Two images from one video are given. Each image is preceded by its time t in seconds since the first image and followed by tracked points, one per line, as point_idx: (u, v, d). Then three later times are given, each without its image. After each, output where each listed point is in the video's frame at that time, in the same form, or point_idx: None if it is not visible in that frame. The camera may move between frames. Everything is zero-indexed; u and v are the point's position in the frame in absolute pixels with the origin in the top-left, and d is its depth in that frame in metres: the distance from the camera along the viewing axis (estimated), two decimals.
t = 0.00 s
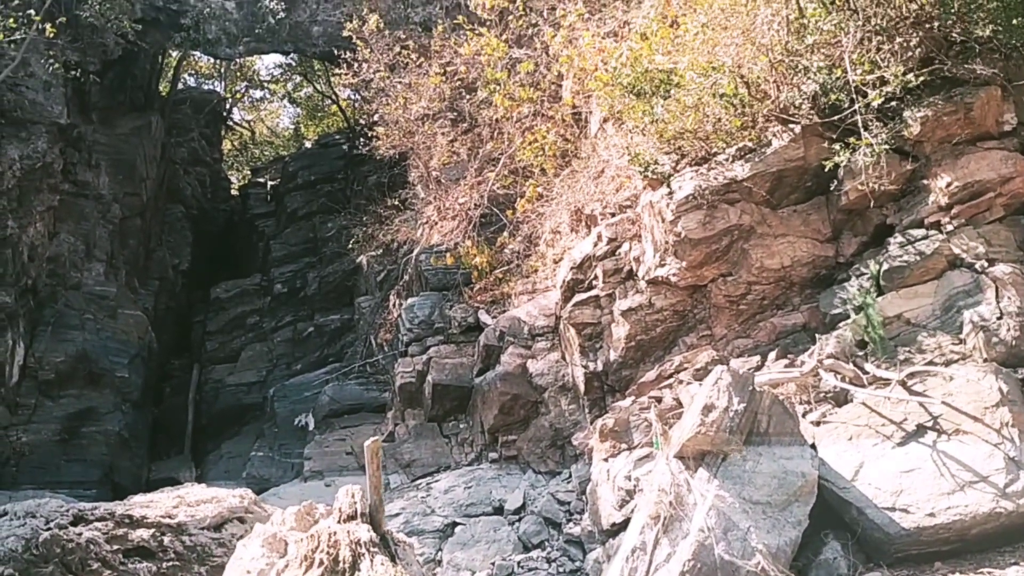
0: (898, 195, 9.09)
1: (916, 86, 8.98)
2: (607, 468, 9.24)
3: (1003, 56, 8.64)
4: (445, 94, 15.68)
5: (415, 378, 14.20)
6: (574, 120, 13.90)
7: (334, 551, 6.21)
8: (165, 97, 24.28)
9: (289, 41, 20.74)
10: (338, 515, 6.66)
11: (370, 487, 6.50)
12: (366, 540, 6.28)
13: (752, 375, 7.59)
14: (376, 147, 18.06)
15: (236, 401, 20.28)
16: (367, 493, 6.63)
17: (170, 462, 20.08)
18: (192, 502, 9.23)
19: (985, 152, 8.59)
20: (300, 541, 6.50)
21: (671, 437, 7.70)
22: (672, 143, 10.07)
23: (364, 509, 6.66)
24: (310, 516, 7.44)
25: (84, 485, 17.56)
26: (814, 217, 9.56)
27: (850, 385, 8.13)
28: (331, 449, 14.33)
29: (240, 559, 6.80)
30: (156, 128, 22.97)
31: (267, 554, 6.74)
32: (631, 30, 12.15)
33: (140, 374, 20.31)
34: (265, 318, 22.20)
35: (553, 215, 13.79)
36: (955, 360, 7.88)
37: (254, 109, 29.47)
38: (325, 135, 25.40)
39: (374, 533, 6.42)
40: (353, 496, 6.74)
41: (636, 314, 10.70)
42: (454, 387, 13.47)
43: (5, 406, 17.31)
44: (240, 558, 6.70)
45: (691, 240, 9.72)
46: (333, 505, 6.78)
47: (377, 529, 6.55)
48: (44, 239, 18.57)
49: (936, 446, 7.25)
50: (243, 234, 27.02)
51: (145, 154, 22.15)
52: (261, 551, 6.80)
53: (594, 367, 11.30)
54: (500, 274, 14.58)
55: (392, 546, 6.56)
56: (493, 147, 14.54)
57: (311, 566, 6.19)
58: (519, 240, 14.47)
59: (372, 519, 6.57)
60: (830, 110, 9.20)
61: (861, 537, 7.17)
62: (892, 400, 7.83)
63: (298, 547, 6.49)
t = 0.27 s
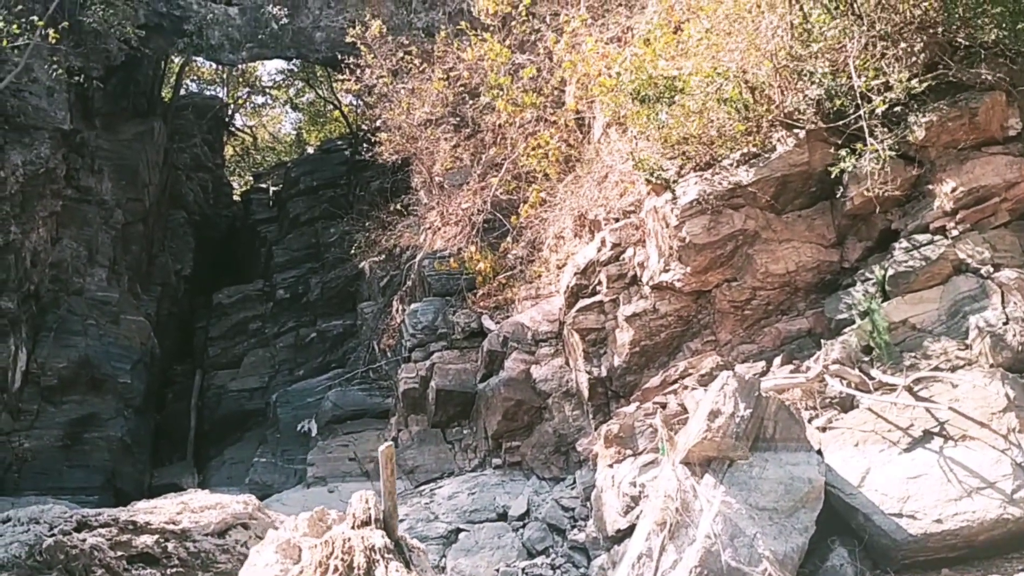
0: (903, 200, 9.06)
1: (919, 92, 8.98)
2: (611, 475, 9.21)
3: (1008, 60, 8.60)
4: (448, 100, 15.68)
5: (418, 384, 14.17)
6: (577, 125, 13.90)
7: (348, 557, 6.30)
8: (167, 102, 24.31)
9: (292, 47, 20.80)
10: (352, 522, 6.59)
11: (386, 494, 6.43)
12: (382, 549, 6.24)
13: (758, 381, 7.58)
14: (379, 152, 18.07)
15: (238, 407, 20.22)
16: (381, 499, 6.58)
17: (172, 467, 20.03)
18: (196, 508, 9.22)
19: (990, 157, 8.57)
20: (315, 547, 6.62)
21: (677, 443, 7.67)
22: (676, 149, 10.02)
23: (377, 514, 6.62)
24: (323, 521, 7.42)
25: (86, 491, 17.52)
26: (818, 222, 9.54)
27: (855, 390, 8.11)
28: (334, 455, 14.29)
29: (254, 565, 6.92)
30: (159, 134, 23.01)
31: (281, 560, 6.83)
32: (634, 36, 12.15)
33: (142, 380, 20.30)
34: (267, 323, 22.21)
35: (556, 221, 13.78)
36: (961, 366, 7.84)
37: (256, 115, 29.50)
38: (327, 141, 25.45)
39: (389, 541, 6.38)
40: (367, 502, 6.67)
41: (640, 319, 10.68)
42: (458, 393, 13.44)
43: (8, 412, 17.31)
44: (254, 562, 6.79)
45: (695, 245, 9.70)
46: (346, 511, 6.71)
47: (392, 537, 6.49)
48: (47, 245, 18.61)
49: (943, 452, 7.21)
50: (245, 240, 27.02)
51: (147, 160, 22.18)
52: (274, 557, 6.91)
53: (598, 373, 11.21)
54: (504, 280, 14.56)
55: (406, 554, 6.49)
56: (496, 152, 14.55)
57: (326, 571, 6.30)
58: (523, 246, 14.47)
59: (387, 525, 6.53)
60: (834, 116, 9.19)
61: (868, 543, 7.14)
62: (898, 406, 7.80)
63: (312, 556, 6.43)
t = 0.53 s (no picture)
0: (909, 203, 9.04)
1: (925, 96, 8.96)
2: (617, 479, 9.20)
3: (1013, 63, 8.54)
4: (451, 103, 15.67)
5: (423, 387, 14.16)
6: (581, 128, 13.91)
7: (364, 561, 6.34)
8: (171, 106, 24.34)
9: (296, 51, 20.80)
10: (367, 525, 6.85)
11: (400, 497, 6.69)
12: (397, 550, 6.41)
13: (765, 385, 7.52)
14: (383, 156, 18.06)
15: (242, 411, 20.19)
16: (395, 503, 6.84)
17: (175, 472, 20.00)
18: (200, 512, 9.19)
19: (996, 160, 8.54)
20: (330, 551, 6.66)
21: (683, 447, 7.65)
22: (681, 152, 10.00)
23: (390, 520, 6.87)
24: (335, 526, 7.53)
25: (90, 495, 17.50)
26: (824, 225, 9.53)
27: (862, 394, 8.10)
28: (338, 459, 14.28)
29: (268, 569, 6.96)
30: (163, 138, 23.05)
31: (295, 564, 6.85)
32: (638, 39, 12.14)
33: (146, 384, 20.30)
34: (270, 327, 22.21)
35: (561, 224, 13.77)
36: (968, 369, 7.80)
37: (259, 118, 29.53)
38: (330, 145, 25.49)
39: (403, 543, 6.56)
40: (381, 507, 6.94)
41: (645, 322, 10.66)
42: (462, 397, 13.42)
43: (12, 416, 17.31)
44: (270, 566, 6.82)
45: (701, 248, 9.68)
46: (361, 516, 6.97)
47: (406, 539, 6.76)
48: (51, 249, 18.65)
49: (950, 456, 7.17)
50: (249, 244, 27.04)
51: (151, 164, 22.20)
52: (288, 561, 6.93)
53: (603, 377, 11.26)
54: (508, 283, 14.55)
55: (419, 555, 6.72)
56: (500, 155, 14.54)
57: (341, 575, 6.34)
58: (527, 249, 14.46)
59: (401, 529, 6.80)
60: (839, 118, 9.13)
61: (875, 547, 7.12)
62: (905, 409, 7.78)
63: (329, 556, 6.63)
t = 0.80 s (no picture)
0: (916, 213, 9.02)
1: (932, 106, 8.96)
2: (624, 489, 9.17)
3: (1020, 73, 8.53)
4: (456, 113, 15.69)
5: (428, 397, 14.15)
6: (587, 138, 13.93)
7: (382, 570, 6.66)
8: (177, 116, 24.45)
9: (302, 61, 20.84)
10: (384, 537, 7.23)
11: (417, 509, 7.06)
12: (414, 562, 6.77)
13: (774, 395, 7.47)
14: (388, 166, 18.12)
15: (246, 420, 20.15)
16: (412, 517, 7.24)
17: (180, 481, 19.98)
18: (206, 522, 9.18)
19: (1003, 170, 8.53)
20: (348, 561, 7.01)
21: (691, 457, 7.64)
22: (687, 162, 10.03)
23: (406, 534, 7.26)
24: (349, 540, 7.89)
25: (95, 505, 17.46)
26: (830, 235, 9.53)
27: (869, 404, 8.08)
28: (343, 469, 14.27)
29: None
30: (169, 148, 23.14)
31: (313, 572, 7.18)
32: (644, 49, 12.17)
33: (151, 393, 20.31)
34: (275, 336, 22.23)
35: (567, 233, 13.78)
36: (976, 380, 7.76)
37: (264, 128, 29.63)
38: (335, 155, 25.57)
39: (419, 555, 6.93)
40: (397, 520, 7.34)
41: (652, 332, 10.65)
42: (468, 406, 13.40)
43: (17, 425, 17.33)
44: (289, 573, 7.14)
45: (708, 258, 9.65)
46: (377, 529, 7.36)
47: (422, 552, 7.15)
48: (57, 258, 18.72)
49: (959, 466, 7.14)
50: (255, 253, 27.10)
51: (156, 173, 22.27)
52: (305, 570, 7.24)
53: (609, 387, 11.25)
54: (514, 292, 14.55)
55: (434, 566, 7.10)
56: (505, 165, 14.55)
57: None
58: (532, 258, 14.45)
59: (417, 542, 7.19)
60: (846, 128, 9.14)
61: (884, 558, 7.10)
62: (913, 419, 7.75)
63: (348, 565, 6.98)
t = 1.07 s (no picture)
0: (922, 228, 9.03)
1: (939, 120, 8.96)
2: (630, 504, 9.12)
3: None
4: (462, 128, 15.73)
5: (434, 411, 14.14)
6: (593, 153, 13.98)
7: None
8: (183, 130, 24.57)
9: (308, 75, 20.94)
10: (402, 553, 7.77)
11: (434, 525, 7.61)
12: None
13: (781, 409, 7.43)
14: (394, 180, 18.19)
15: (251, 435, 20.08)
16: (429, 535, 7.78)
17: (184, 496, 19.92)
18: (213, 536, 9.14)
19: (1010, 185, 8.56)
20: None
21: (699, 472, 7.62)
22: (694, 176, 10.02)
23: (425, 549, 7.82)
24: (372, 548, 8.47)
25: (100, 519, 17.37)
26: (837, 249, 9.53)
27: (878, 419, 8.04)
28: (348, 483, 14.25)
29: None
30: (175, 162, 23.24)
31: None
32: (649, 64, 12.23)
33: (155, 407, 20.30)
34: (280, 350, 22.23)
35: (572, 247, 13.81)
36: (984, 394, 7.76)
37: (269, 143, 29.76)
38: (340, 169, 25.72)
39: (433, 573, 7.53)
40: (414, 537, 7.85)
41: (658, 346, 10.62)
42: (473, 420, 13.38)
43: (22, 439, 17.33)
44: None
45: (714, 272, 9.65)
46: (395, 544, 7.87)
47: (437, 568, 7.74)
48: (63, 272, 18.82)
49: (967, 482, 7.09)
50: (260, 267, 27.15)
51: (163, 187, 22.34)
52: None
53: (615, 402, 11.23)
54: (520, 306, 14.56)
55: None
56: (510, 179, 14.58)
57: None
58: (537, 272, 14.45)
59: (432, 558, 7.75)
60: (852, 143, 9.18)
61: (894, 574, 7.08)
62: (922, 434, 7.72)
63: None
